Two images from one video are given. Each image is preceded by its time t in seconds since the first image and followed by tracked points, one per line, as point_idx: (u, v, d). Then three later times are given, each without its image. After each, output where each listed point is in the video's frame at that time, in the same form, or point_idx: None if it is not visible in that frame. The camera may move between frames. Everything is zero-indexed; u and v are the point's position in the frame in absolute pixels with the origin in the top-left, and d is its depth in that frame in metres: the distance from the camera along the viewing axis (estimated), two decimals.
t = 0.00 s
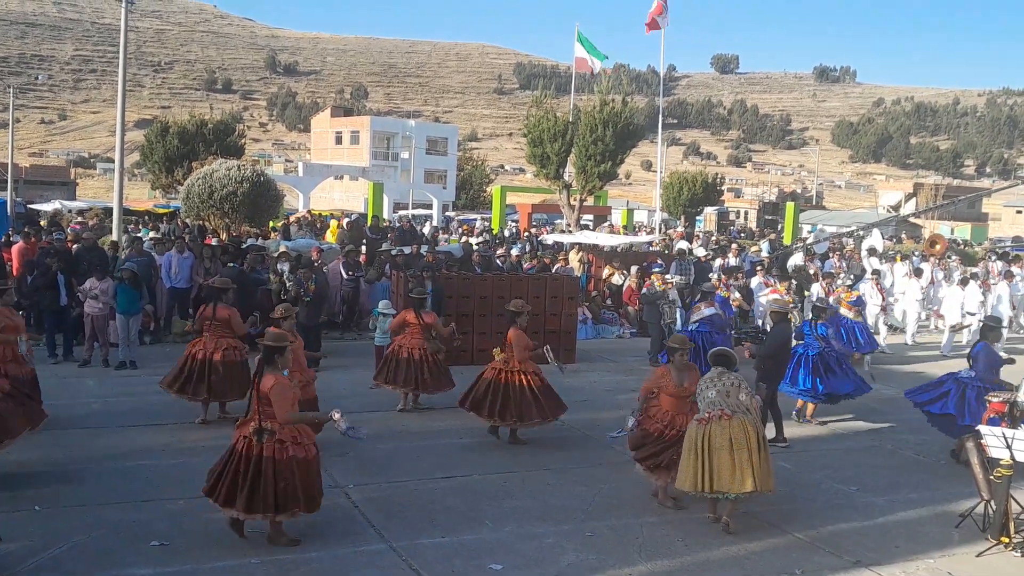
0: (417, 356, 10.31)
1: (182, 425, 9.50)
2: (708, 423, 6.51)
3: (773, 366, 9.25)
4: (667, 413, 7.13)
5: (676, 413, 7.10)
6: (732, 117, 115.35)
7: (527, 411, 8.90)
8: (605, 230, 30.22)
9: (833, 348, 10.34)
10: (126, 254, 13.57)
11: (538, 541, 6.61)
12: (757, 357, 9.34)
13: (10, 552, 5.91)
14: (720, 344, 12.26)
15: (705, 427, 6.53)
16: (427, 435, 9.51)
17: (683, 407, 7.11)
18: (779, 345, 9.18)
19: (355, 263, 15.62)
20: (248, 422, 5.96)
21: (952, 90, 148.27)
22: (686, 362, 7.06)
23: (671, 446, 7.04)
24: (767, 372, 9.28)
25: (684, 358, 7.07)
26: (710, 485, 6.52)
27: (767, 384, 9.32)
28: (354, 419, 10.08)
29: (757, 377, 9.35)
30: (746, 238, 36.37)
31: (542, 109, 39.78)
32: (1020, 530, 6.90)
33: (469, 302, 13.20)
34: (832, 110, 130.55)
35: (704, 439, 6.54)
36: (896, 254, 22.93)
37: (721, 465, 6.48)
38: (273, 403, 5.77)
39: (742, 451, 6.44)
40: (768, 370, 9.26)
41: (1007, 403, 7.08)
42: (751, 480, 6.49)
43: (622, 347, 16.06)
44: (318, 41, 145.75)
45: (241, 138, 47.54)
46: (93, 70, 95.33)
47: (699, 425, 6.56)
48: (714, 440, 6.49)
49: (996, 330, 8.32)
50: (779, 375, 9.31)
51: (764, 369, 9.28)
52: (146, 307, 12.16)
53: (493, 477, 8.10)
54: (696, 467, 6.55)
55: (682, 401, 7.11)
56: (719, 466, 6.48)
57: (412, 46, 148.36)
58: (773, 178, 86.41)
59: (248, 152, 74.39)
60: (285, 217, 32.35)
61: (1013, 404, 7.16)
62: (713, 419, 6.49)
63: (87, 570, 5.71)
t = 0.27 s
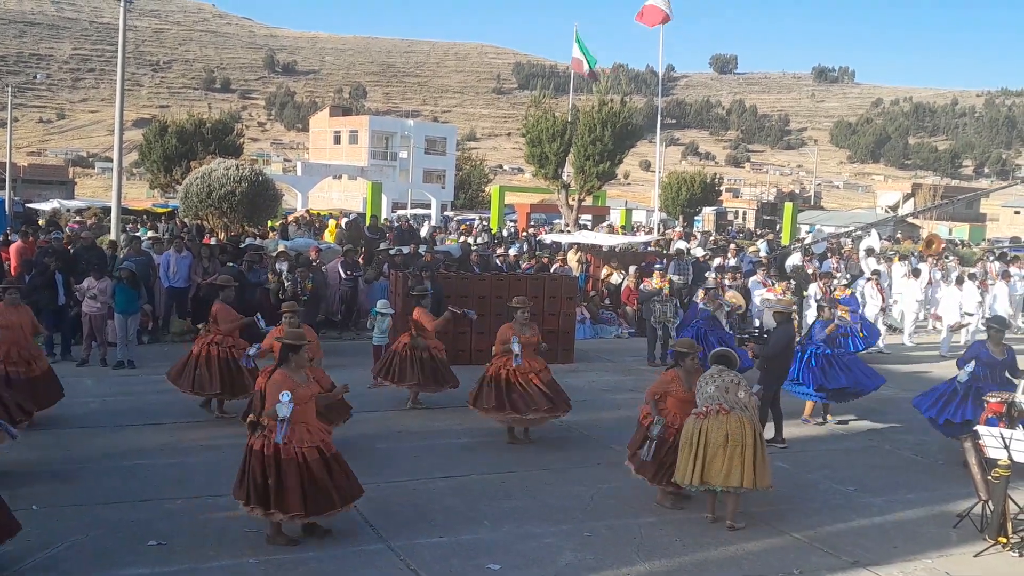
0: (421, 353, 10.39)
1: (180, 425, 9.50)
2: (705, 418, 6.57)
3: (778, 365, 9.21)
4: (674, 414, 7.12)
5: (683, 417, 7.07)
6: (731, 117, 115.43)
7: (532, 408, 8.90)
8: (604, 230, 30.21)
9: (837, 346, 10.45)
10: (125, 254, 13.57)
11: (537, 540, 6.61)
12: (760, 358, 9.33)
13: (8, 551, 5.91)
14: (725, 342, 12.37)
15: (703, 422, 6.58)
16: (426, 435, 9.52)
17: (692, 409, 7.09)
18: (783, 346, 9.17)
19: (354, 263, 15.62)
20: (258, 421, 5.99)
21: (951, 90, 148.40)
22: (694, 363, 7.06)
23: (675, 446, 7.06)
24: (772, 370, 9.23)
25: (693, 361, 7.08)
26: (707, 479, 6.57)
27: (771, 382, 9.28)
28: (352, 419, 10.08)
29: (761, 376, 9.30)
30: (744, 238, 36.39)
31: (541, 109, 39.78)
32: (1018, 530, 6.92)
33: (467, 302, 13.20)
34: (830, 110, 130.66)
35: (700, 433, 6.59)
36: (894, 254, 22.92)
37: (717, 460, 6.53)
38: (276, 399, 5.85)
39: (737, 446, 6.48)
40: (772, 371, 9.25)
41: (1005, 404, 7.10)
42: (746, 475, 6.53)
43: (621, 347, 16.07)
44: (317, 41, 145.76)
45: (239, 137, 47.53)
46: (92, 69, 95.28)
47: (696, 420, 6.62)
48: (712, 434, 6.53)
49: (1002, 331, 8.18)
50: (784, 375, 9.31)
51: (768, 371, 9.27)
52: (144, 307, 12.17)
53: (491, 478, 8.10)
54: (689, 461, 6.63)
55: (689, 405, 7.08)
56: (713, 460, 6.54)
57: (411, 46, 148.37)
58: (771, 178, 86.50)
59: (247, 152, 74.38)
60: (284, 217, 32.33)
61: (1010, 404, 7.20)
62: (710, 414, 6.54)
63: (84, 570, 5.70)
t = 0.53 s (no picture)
0: (427, 354, 10.50)
1: (181, 426, 9.50)
2: (707, 417, 6.57)
3: (784, 365, 9.21)
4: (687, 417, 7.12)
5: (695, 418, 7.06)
6: (731, 118, 115.44)
7: (539, 406, 8.90)
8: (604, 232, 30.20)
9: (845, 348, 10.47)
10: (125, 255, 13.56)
11: (537, 542, 6.60)
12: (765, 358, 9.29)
13: (8, 552, 5.91)
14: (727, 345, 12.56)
15: (704, 420, 6.58)
16: (426, 436, 9.52)
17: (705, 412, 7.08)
18: (788, 347, 9.15)
19: (355, 264, 15.61)
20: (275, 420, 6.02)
21: (951, 91, 148.42)
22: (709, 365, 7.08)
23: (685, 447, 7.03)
24: (778, 371, 9.22)
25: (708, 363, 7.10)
26: (708, 478, 6.56)
27: (776, 383, 9.27)
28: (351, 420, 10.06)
29: (767, 376, 9.29)
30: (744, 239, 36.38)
31: (541, 111, 39.78)
32: (1018, 530, 6.92)
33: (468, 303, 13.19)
34: (830, 111, 130.69)
35: (702, 432, 6.58)
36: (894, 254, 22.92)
37: (717, 459, 6.52)
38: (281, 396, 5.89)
39: (736, 445, 6.47)
40: (777, 371, 9.23)
41: (1006, 405, 7.09)
42: (745, 474, 6.51)
43: (621, 348, 16.07)
44: (317, 42, 145.82)
45: (240, 138, 47.54)
46: (92, 70, 95.30)
47: (698, 418, 6.62)
48: (712, 433, 6.53)
49: (1011, 337, 7.89)
50: (788, 376, 9.30)
51: (774, 371, 9.24)
52: (144, 307, 12.17)
53: (492, 479, 8.10)
54: (691, 460, 6.61)
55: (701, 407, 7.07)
56: (716, 459, 6.52)
57: (411, 47, 148.45)
58: (771, 179, 86.53)
59: (247, 153, 74.37)
60: (284, 218, 32.32)
61: (1010, 405, 7.19)
62: (712, 413, 6.55)
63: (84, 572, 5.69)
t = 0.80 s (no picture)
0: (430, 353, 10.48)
1: (182, 426, 9.51)
2: (702, 413, 6.63)
3: (787, 364, 9.20)
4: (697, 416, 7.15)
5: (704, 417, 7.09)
6: (731, 118, 115.43)
7: (542, 405, 8.93)
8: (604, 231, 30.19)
9: (849, 347, 10.47)
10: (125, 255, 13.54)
11: (538, 541, 6.61)
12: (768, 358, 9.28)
13: (8, 552, 5.91)
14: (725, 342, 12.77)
15: (699, 416, 6.64)
16: (426, 436, 9.52)
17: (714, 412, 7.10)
18: (791, 347, 9.15)
19: (355, 264, 15.60)
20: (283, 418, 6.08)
21: (951, 91, 148.45)
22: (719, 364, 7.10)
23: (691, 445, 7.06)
24: (781, 371, 9.22)
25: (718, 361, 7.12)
26: (701, 474, 6.60)
27: (778, 383, 9.25)
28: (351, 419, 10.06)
29: (769, 375, 9.28)
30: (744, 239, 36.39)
31: (541, 111, 39.77)
32: (1019, 530, 6.91)
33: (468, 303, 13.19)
34: (830, 111, 130.70)
35: (697, 427, 6.64)
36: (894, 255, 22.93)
37: (709, 455, 6.56)
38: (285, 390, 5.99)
39: (727, 443, 6.49)
40: (781, 371, 9.22)
41: (1005, 405, 7.10)
42: (738, 472, 6.50)
43: (621, 347, 16.08)
44: (317, 42, 145.80)
45: (240, 138, 47.51)
46: (92, 70, 95.27)
47: (694, 415, 6.69)
48: (705, 428, 6.58)
49: (1012, 337, 7.86)
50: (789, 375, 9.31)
51: (776, 370, 9.22)
52: (144, 307, 12.16)
53: (492, 478, 8.10)
54: (685, 453, 6.68)
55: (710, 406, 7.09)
56: (706, 455, 6.57)
57: (411, 47, 148.47)
58: (771, 179, 86.55)
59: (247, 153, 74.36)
60: (284, 218, 32.32)
61: (1010, 405, 7.17)
62: (706, 409, 6.59)
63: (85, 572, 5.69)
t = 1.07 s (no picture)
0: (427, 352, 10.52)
1: (182, 426, 9.51)
2: (699, 412, 6.69)
3: (787, 363, 9.18)
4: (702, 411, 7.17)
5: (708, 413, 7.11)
6: (731, 117, 115.38)
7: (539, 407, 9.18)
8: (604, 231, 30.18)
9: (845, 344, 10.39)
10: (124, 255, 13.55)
11: (538, 541, 6.61)
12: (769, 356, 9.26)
13: (8, 552, 5.91)
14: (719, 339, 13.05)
15: (697, 415, 6.69)
16: (426, 436, 9.52)
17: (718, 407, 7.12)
18: (792, 345, 9.16)
19: (354, 264, 15.60)
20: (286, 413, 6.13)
21: (951, 90, 148.36)
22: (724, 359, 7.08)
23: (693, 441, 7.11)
24: (782, 370, 9.19)
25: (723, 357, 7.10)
26: (697, 472, 6.67)
27: (779, 383, 9.22)
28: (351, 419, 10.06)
29: (771, 375, 9.24)
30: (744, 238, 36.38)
31: (541, 110, 39.72)
32: (1019, 529, 6.89)
33: (469, 302, 13.18)
34: (830, 110, 130.66)
35: (695, 425, 6.70)
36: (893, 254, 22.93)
37: (706, 453, 6.61)
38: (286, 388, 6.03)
39: (723, 443, 6.52)
40: (783, 370, 9.20)
41: (1006, 404, 7.14)
42: (733, 472, 6.54)
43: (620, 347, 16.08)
44: (317, 42, 145.78)
45: (239, 138, 47.50)
46: (92, 70, 95.28)
47: (692, 413, 6.75)
48: (702, 428, 6.63)
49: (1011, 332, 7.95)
50: (792, 374, 9.27)
51: (778, 369, 9.20)
52: (144, 307, 12.17)
53: (492, 478, 8.10)
54: (681, 449, 6.78)
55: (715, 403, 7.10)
56: (700, 454, 6.65)
57: (411, 47, 148.44)
58: (771, 179, 86.55)
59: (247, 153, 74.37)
60: (284, 218, 32.33)
61: (1010, 404, 7.15)
62: (704, 409, 6.62)
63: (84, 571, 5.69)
